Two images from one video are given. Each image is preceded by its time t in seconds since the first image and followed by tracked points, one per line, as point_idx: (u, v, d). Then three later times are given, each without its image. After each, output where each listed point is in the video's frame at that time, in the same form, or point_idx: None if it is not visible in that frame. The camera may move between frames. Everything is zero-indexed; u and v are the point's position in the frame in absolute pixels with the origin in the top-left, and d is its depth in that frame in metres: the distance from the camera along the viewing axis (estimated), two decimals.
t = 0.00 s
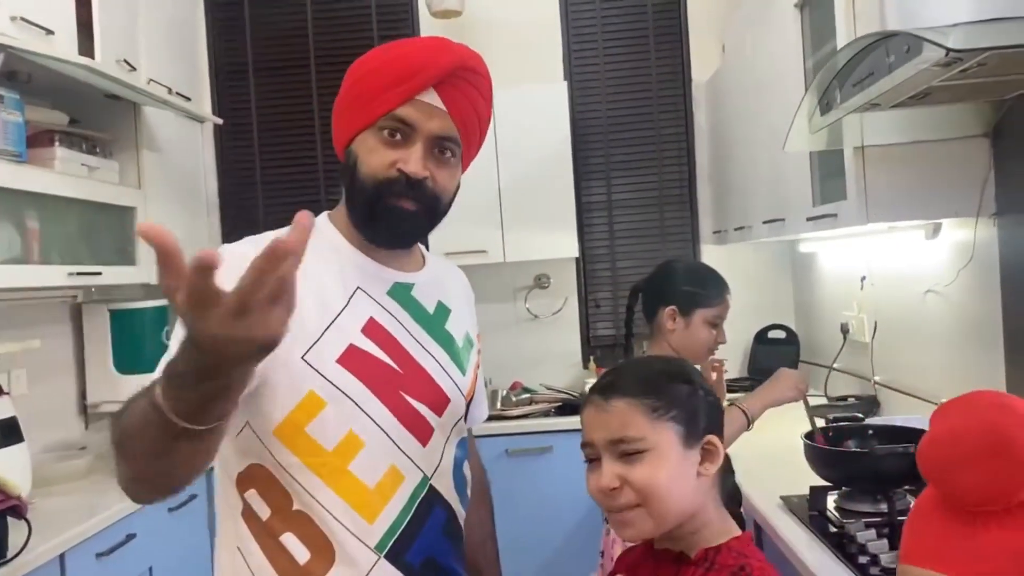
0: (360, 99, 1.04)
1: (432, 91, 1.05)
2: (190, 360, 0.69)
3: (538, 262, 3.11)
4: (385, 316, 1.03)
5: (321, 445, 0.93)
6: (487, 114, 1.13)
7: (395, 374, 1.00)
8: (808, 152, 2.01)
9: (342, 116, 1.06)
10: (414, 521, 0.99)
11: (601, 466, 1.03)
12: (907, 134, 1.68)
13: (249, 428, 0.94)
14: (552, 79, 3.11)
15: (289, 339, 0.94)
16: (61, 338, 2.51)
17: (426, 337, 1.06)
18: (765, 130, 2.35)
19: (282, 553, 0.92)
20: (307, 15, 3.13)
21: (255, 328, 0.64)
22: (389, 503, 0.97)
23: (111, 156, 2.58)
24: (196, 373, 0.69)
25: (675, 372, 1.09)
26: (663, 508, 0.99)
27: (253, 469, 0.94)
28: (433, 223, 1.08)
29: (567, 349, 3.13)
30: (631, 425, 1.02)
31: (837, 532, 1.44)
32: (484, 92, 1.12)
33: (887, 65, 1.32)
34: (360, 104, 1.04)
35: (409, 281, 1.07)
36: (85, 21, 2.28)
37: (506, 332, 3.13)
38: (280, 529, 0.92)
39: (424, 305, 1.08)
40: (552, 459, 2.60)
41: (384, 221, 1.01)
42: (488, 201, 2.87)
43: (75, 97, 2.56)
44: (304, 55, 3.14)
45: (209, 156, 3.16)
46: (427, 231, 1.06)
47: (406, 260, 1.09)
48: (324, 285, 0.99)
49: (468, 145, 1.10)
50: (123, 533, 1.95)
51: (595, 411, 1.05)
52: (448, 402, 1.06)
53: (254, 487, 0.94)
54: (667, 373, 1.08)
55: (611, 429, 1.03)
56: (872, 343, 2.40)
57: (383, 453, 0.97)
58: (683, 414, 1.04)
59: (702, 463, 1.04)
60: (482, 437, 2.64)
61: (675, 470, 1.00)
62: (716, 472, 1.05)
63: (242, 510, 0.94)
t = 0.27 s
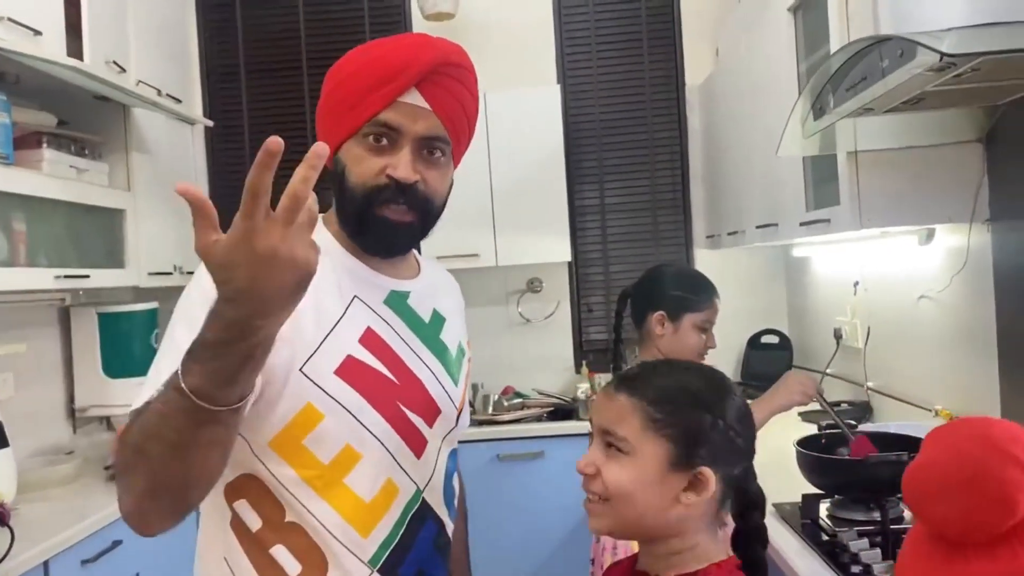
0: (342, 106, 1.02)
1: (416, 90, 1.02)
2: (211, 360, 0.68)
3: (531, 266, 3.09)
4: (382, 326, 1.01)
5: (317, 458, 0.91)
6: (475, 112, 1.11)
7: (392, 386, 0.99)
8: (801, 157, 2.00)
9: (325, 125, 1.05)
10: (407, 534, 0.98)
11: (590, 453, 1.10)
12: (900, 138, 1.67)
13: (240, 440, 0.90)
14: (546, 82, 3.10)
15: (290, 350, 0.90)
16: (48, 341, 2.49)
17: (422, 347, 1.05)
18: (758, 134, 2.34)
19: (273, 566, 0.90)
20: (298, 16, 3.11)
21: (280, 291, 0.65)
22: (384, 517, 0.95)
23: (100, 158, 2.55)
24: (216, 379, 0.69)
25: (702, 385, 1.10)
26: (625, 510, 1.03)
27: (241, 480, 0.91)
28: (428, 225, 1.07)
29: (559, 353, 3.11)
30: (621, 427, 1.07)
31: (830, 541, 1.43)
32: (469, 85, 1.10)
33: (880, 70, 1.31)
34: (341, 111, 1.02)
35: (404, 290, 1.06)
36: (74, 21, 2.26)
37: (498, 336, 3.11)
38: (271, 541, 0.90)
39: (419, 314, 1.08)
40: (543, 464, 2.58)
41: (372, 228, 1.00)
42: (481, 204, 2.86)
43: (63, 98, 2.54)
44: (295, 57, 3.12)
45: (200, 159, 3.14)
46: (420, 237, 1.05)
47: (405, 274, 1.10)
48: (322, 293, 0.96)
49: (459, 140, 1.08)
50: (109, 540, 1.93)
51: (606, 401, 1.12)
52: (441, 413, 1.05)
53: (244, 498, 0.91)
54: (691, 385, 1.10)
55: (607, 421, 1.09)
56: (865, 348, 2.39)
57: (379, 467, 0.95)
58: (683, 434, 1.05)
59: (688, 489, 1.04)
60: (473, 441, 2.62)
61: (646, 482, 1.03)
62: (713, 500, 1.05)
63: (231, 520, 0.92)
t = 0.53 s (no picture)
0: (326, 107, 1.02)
1: (399, 90, 1.01)
2: (163, 383, 0.68)
3: (528, 269, 3.08)
4: (366, 332, 1.00)
5: (295, 464, 0.91)
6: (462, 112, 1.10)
7: (374, 392, 0.98)
8: (797, 160, 1.99)
9: (310, 128, 1.04)
10: (390, 542, 0.97)
11: (593, 442, 1.12)
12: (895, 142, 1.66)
13: (221, 446, 0.90)
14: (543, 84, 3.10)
15: (267, 355, 0.90)
16: (43, 344, 2.48)
17: (408, 353, 1.04)
18: (755, 137, 2.33)
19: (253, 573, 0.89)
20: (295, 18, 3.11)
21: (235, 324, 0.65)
22: (365, 524, 0.95)
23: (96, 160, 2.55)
24: (169, 401, 0.69)
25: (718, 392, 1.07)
26: (603, 503, 1.05)
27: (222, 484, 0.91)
28: (415, 227, 1.06)
29: (556, 356, 3.10)
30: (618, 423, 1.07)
31: (823, 547, 1.42)
32: (454, 86, 1.09)
33: (874, 73, 1.30)
34: (324, 114, 1.02)
35: (392, 295, 1.05)
36: (69, 23, 2.25)
37: (495, 339, 3.11)
38: (252, 547, 0.90)
39: (407, 319, 1.06)
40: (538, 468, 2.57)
41: (357, 232, 1.00)
42: (478, 206, 2.85)
43: (59, 99, 2.53)
44: (292, 58, 3.12)
45: (196, 160, 3.13)
46: (406, 240, 1.04)
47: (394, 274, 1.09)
48: (303, 299, 0.96)
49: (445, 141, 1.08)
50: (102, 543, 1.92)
51: (621, 394, 1.12)
52: (427, 420, 1.04)
53: (225, 503, 0.90)
54: (706, 390, 1.07)
55: (612, 414, 1.10)
56: (862, 352, 2.38)
57: (360, 473, 0.95)
58: (676, 443, 1.02)
59: (673, 500, 1.01)
60: (470, 445, 2.62)
61: (626, 482, 1.03)
62: (703, 515, 1.01)
63: (212, 526, 0.91)
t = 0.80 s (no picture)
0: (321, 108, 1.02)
1: (392, 87, 1.01)
2: (157, 420, 0.69)
3: (530, 269, 3.08)
4: (367, 330, 1.00)
5: (296, 463, 0.91)
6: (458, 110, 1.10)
7: (375, 391, 0.97)
8: (800, 159, 1.98)
9: (306, 129, 1.04)
10: (393, 540, 0.96)
11: (600, 447, 1.12)
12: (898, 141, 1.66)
13: (219, 445, 0.90)
14: (544, 84, 3.09)
15: (266, 355, 0.90)
16: (44, 343, 2.48)
17: (409, 350, 1.04)
18: (757, 136, 2.32)
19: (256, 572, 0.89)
20: (297, 18, 3.11)
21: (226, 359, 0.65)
22: (368, 523, 0.94)
23: (97, 160, 2.55)
24: (165, 436, 0.69)
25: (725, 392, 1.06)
26: (614, 510, 1.04)
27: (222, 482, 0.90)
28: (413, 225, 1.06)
29: (558, 356, 3.10)
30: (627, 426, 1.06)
31: (826, 547, 1.42)
32: (451, 84, 1.08)
33: (877, 71, 1.30)
34: (318, 115, 1.02)
35: (392, 293, 1.04)
36: (71, 23, 2.25)
37: (497, 339, 3.10)
38: (254, 546, 0.89)
39: (407, 316, 1.06)
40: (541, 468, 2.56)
41: (355, 230, 0.99)
42: (479, 205, 2.84)
43: (60, 99, 2.53)
44: (294, 58, 3.12)
45: (198, 160, 3.13)
46: (403, 238, 1.03)
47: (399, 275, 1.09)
48: (303, 299, 0.96)
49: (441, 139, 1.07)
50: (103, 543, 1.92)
51: (628, 397, 1.12)
52: (428, 417, 1.03)
53: (227, 501, 0.90)
54: (714, 389, 1.06)
55: (619, 417, 1.10)
56: (865, 352, 2.38)
57: (363, 472, 0.94)
58: (687, 442, 1.01)
59: (687, 503, 1.00)
60: (472, 445, 2.62)
61: (637, 487, 1.02)
62: (721, 517, 1.00)
63: (215, 524, 0.91)
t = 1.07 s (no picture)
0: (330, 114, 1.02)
1: (401, 91, 1.01)
2: (212, 486, 0.73)
3: (538, 269, 3.08)
4: (385, 331, 1.00)
5: (319, 463, 0.91)
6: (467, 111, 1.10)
7: (394, 390, 0.98)
8: (809, 158, 1.98)
9: (316, 135, 1.04)
10: (416, 536, 0.97)
11: (650, 477, 0.95)
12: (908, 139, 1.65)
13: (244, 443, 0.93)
14: (553, 84, 3.09)
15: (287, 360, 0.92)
16: (54, 344, 2.49)
17: (426, 349, 1.04)
18: (766, 136, 2.32)
19: (281, 568, 0.90)
20: (306, 19, 3.11)
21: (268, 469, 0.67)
22: (391, 519, 0.95)
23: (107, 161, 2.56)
24: (217, 500, 0.73)
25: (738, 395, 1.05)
26: (718, 531, 0.92)
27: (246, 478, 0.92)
28: (424, 228, 1.05)
29: (566, 356, 3.09)
30: (682, 438, 0.96)
31: (836, 547, 1.41)
32: (459, 87, 1.08)
33: (887, 69, 1.29)
34: (327, 121, 1.02)
35: (408, 292, 1.05)
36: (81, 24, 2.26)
37: (505, 339, 3.10)
38: (279, 542, 0.90)
39: (423, 315, 1.06)
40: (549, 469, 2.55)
41: (367, 233, 1.00)
42: (487, 205, 2.84)
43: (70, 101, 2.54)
44: (302, 59, 3.12)
45: (207, 161, 3.14)
46: (416, 240, 1.03)
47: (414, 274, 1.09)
48: (322, 302, 0.96)
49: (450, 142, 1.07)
50: (113, 542, 1.93)
51: (642, 418, 1.00)
52: (445, 414, 1.04)
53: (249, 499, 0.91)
54: (721, 391, 1.03)
55: (661, 436, 0.96)
56: (874, 352, 2.37)
57: (386, 470, 0.95)
58: (742, 435, 0.99)
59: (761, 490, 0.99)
60: (480, 445, 2.61)
61: (734, 495, 0.94)
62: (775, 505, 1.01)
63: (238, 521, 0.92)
